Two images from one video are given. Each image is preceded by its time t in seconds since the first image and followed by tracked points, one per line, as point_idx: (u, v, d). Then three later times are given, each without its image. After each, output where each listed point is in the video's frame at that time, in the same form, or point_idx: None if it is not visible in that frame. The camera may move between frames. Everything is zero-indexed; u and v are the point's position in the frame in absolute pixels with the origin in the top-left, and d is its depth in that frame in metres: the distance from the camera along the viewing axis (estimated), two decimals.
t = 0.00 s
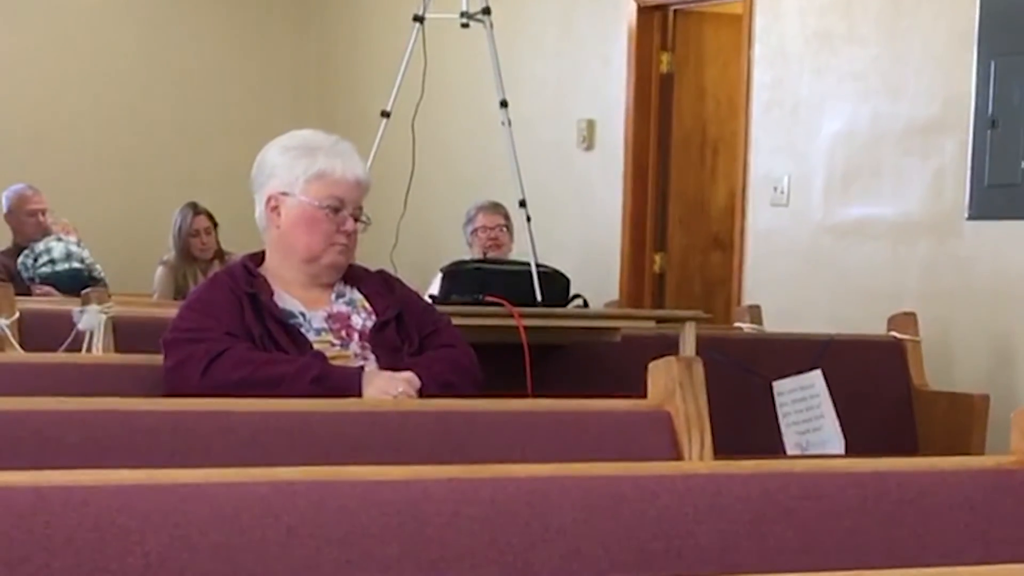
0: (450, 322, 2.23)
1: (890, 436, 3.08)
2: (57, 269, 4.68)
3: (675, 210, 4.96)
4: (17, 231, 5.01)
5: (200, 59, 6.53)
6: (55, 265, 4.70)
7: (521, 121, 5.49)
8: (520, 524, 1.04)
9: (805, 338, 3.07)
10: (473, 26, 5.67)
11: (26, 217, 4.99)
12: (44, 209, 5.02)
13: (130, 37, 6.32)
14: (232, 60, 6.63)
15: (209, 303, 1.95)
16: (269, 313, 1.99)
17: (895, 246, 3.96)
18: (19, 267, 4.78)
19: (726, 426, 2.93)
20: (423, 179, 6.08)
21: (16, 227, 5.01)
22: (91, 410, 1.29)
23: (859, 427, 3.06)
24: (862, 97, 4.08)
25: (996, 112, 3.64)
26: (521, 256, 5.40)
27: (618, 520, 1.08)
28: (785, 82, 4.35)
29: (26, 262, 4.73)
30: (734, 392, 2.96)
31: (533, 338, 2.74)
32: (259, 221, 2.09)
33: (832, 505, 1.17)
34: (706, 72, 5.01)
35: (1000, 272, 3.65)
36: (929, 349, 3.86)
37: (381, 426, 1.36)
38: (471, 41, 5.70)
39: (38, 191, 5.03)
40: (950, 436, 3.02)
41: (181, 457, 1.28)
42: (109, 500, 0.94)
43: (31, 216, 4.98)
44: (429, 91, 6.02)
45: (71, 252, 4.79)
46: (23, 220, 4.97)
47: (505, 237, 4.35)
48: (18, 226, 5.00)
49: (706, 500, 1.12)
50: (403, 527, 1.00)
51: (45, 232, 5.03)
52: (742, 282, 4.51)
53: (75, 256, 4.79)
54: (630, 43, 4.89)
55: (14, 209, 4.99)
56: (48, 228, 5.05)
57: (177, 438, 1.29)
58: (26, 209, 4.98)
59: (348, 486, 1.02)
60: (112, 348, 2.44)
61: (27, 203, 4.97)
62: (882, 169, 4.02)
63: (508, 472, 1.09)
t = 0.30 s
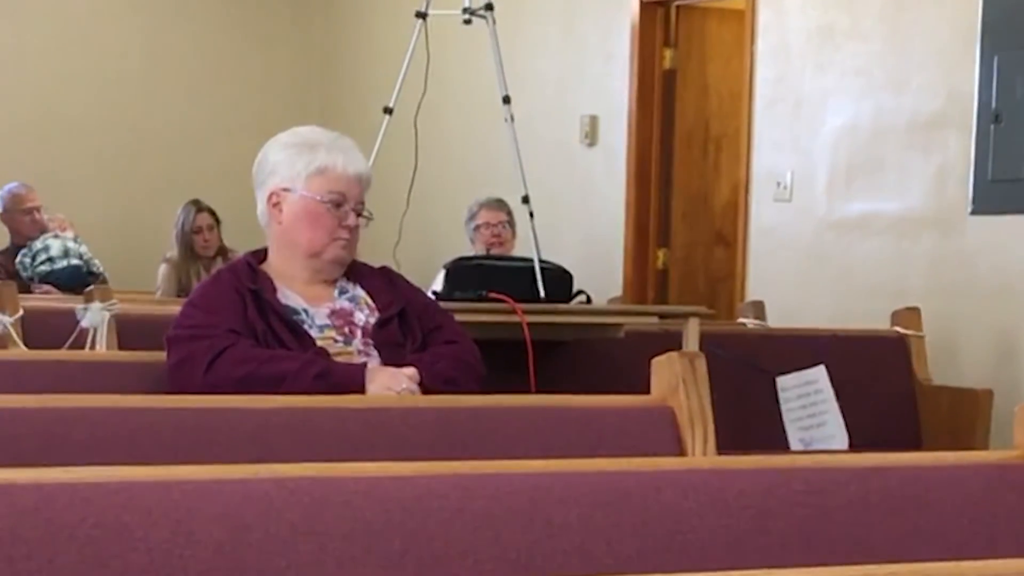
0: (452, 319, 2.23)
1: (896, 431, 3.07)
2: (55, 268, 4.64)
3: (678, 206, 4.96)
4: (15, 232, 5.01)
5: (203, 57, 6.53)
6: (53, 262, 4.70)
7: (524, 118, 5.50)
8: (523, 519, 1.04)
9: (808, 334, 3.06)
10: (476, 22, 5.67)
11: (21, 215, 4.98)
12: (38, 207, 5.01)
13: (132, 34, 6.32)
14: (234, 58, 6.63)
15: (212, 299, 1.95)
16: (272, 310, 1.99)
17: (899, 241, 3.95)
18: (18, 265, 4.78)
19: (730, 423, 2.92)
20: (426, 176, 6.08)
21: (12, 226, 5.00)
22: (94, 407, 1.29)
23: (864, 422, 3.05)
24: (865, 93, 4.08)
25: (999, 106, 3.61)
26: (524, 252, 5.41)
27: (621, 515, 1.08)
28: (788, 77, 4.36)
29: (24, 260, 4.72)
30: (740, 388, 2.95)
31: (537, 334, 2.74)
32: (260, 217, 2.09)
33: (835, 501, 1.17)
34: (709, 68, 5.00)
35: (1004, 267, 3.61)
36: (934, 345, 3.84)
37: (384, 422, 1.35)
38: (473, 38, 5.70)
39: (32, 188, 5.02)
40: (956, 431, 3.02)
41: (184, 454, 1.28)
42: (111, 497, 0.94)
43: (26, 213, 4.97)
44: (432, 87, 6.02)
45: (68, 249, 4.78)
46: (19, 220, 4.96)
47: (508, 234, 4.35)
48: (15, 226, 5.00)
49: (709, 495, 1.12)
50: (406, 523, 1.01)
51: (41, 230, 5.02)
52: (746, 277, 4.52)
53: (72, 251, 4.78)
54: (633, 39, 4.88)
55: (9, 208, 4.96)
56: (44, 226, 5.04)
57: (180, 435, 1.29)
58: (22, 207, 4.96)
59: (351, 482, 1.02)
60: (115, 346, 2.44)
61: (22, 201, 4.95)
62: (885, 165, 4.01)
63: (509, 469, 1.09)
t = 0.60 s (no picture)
0: (454, 316, 2.23)
1: (899, 426, 3.07)
2: (56, 266, 4.69)
3: (680, 203, 4.97)
4: (16, 230, 4.97)
5: (204, 54, 6.53)
6: (55, 261, 4.71)
7: (525, 115, 5.51)
8: (525, 516, 1.04)
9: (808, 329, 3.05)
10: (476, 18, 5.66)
11: (22, 214, 4.94)
12: (40, 205, 4.98)
13: (132, 33, 6.31)
14: (236, 56, 6.64)
15: (215, 297, 1.95)
16: (275, 308, 1.99)
17: (900, 237, 3.94)
18: (19, 264, 4.78)
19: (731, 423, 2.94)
20: (427, 173, 6.08)
21: (13, 225, 4.97)
22: (96, 405, 1.29)
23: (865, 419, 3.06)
24: (866, 88, 4.07)
25: (1001, 102, 3.58)
26: (525, 249, 5.42)
27: (622, 512, 1.08)
28: (790, 72, 4.36)
29: (25, 258, 4.72)
30: (740, 386, 2.96)
31: (538, 331, 2.74)
32: (259, 215, 2.09)
33: (837, 496, 1.17)
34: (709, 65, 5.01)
35: (1004, 264, 3.59)
36: (935, 341, 3.83)
37: (386, 420, 1.36)
38: (474, 35, 5.70)
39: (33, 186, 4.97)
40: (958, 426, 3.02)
41: (186, 452, 1.28)
42: (112, 496, 0.94)
43: (27, 213, 4.93)
44: (433, 84, 6.02)
45: (70, 248, 4.80)
46: (20, 218, 4.92)
47: (510, 231, 4.35)
48: (16, 224, 4.96)
49: (711, 491, 1.12)
50: (409, 521, 1.01)
51: (43, 228, 5.02)
52: (747, 273, 4.54)
53: (74, 251, 4.81)
54: (633, 35, 4.88)
55: (10, 206, 4.93)
56: (45, 224, 5.03)
57: (181, 432, 1.29)
58: (23, 206, 4.92)
59: (353, 480, 1.02)
60: (117, 344, 2.44)
61: (24, 201, 4.91)
62: (886, 160, 4.00)
63: (511, 466, 1.09)
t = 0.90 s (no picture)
0: (453, 314, 2.23)
1: (900, 423, 3.07)
2: (60, 264, 4.70)
3: (679, 202, 4.97)
4: (19, 228, 4.98)
5: (203, 53, 6.54)
6: (58, 260, 4.71)
7: (524, 115, 5.51)
8: (525, 514, 1.04)
9: (806, 328, 3.06)
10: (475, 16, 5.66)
11: (28, 212, 4.95)
12: (46, 204, 4.98)
13: (130, 31, 6.31)
14: (235, 56, 6.64)
15: (214, 295, 1.95)
16: (273, 306, 1.99)
17: (900, 235, 3.94)
18: (21, 263, 4.78)
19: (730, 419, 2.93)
20: (426, 171, 6.08)
21: (18, 223, 4.98)
22: (96, 404, 1.28)
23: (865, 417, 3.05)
24: (866, 86, 4.07)
25: (1000, 99, 3.57)
26: (524, 248, 5.42)
27: (622, 509, 1.08)
28: (789, 71, 4.37)
29: (28, 257, 4.72)
30: (738, 382, 2.96)
31: (537, 329, 2.74)
32: (258, 214, 2.09)
33: (837, 493, 1.17)
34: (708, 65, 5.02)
35: (1003, 261, 3.58)
36: (935, 339, 3.82)
37: (385, 417, 1.35)
38: (472, 33, 5.70)
39: (41, 186, 4.98)
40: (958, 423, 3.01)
41: (185, 451, 1.28)
42: (112, 494, 0.94)
43: (33, 212, 4.94)
44: (432, 82, 6.02)
45: (74, 247, 4.82)
46: (25, 216, 4.93)
47: (510, 230, 4.35)
48: (20, 222, 4.97)
49: (711, 488, 1.12)
50: (408, 518, 1.01)
51: (47, 228, 5.01)
52: (747, 272, 4.54)
53: (77, 250, 4.82)
54: (632, 34, 4.88)
55: (17, 205, 4.94)
56: (49, 224, 5.03)
57: (181, 431, 1.28)
58: (28, 204, 4.94)
59: (353, 478, 1.02)
60: (116, 343, 2.44)
61: (30, 199, 4.92)
62: (886, 158, 4.00)
63: (510, 463, 1.09)
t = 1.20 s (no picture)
0: (453, 312, 2.23)
1: (897, 422, 3.07)
2: (63, 263, 4.69)
3: (677, 200, 4.97)
4: (23, 229, 4.98)
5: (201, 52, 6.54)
6: (60, 259, 4.71)
7: (521, 114, 5.52)
8: (524, 513, 1.05)
9: (804, 326, 3.07)
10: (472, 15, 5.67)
11: (32, 213, 4.96)
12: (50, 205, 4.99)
13: (128, 31, 6.31)
14: (234, 55, 6.64)
15: (213, 294, 1.95)
16: (271, 304, 1.99)
17: (898, 232, 3.94)
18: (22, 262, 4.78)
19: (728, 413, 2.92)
20: (424, 170, 6.08)
21: (22, 224, 4.98)
22: (95, 403, 1.28)
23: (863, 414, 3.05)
24: (864, 84, 4.07)
25: (997, 97, 3.58)
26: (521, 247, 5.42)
27: (619, 507, 1.08)
28: (786, 69, 4.38)
29: (30, 256, 4.73)
30: (736, 379, 2.96)
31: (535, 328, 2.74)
32: (259, 213, 2.09)
33: (835, 492, 1.17)
34: (706, 63, 5.01)
35: (1000, 258, 3.59)
36: (933, 337, 3.82)
37: (384, 416, 1.36)
38: (469, 32, 5.70)
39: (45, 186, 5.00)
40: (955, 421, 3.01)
41: (184, 450, 1.28)
42: (110, 493, 0.94)
43: (37, 212, 4.95)
44: (430, 81, 6.02)
45: (76, 247, 4.81)
46: (28, 216, 4.94)
47: (508, 229, 4.36)
48: (23, 223, 4.97)
49: (708, 486, 1.12)
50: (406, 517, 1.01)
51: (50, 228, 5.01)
52: (745, 270, 4.54)
53: (79, 250, 4.80)
54: (629, 32, 4.89)
55: (21, 205, 4.95)
56: (52, 225, 5.03)
57: (179, 430, 1.28)
58: (32, 204, 4.95)
59: (351, 477, 1.02)
60: (114, 343, 2.44)
61: (33, 199, 4.93)
62: (884, 156, 4.00)
63: (508, 462, 1.09)
